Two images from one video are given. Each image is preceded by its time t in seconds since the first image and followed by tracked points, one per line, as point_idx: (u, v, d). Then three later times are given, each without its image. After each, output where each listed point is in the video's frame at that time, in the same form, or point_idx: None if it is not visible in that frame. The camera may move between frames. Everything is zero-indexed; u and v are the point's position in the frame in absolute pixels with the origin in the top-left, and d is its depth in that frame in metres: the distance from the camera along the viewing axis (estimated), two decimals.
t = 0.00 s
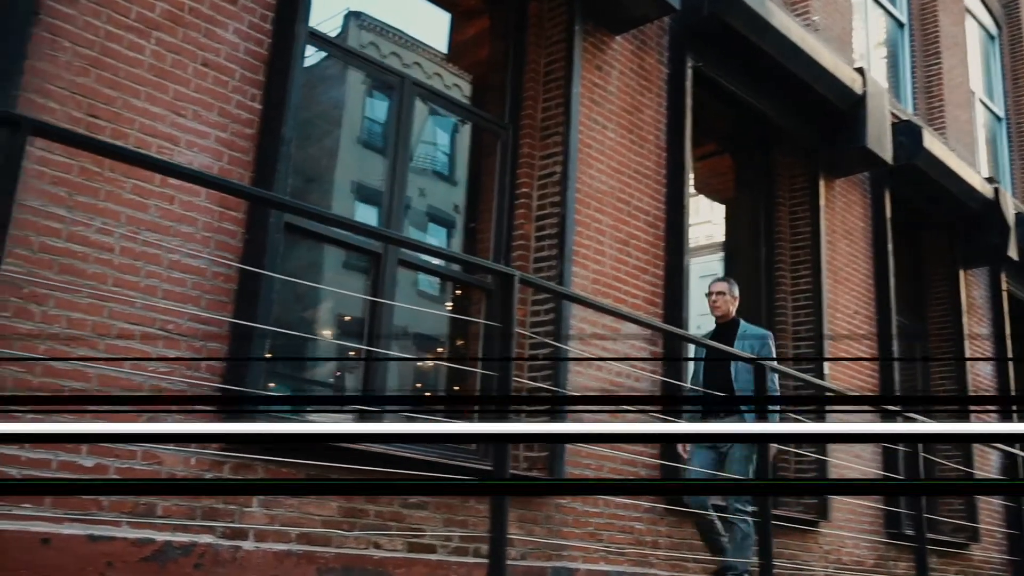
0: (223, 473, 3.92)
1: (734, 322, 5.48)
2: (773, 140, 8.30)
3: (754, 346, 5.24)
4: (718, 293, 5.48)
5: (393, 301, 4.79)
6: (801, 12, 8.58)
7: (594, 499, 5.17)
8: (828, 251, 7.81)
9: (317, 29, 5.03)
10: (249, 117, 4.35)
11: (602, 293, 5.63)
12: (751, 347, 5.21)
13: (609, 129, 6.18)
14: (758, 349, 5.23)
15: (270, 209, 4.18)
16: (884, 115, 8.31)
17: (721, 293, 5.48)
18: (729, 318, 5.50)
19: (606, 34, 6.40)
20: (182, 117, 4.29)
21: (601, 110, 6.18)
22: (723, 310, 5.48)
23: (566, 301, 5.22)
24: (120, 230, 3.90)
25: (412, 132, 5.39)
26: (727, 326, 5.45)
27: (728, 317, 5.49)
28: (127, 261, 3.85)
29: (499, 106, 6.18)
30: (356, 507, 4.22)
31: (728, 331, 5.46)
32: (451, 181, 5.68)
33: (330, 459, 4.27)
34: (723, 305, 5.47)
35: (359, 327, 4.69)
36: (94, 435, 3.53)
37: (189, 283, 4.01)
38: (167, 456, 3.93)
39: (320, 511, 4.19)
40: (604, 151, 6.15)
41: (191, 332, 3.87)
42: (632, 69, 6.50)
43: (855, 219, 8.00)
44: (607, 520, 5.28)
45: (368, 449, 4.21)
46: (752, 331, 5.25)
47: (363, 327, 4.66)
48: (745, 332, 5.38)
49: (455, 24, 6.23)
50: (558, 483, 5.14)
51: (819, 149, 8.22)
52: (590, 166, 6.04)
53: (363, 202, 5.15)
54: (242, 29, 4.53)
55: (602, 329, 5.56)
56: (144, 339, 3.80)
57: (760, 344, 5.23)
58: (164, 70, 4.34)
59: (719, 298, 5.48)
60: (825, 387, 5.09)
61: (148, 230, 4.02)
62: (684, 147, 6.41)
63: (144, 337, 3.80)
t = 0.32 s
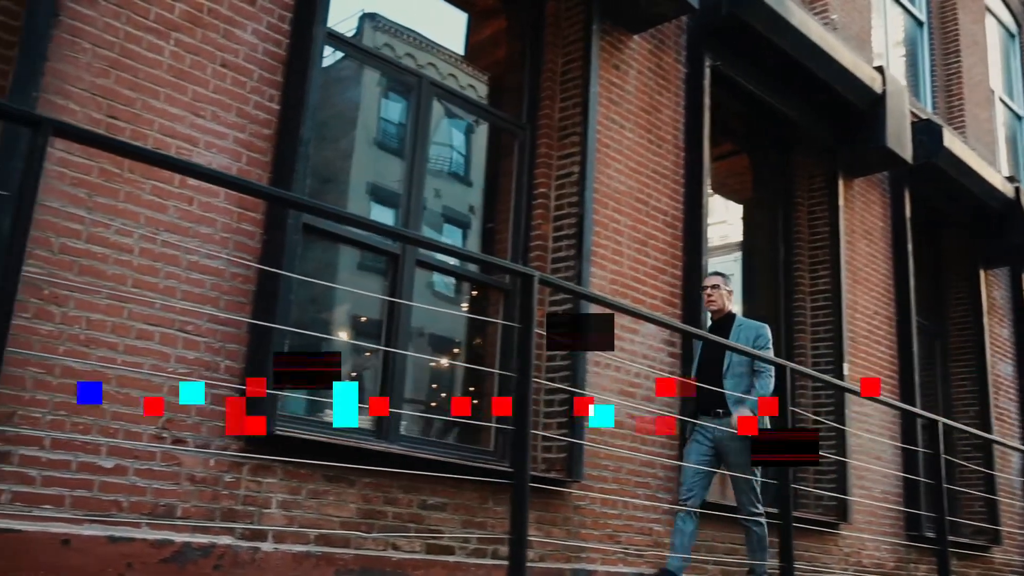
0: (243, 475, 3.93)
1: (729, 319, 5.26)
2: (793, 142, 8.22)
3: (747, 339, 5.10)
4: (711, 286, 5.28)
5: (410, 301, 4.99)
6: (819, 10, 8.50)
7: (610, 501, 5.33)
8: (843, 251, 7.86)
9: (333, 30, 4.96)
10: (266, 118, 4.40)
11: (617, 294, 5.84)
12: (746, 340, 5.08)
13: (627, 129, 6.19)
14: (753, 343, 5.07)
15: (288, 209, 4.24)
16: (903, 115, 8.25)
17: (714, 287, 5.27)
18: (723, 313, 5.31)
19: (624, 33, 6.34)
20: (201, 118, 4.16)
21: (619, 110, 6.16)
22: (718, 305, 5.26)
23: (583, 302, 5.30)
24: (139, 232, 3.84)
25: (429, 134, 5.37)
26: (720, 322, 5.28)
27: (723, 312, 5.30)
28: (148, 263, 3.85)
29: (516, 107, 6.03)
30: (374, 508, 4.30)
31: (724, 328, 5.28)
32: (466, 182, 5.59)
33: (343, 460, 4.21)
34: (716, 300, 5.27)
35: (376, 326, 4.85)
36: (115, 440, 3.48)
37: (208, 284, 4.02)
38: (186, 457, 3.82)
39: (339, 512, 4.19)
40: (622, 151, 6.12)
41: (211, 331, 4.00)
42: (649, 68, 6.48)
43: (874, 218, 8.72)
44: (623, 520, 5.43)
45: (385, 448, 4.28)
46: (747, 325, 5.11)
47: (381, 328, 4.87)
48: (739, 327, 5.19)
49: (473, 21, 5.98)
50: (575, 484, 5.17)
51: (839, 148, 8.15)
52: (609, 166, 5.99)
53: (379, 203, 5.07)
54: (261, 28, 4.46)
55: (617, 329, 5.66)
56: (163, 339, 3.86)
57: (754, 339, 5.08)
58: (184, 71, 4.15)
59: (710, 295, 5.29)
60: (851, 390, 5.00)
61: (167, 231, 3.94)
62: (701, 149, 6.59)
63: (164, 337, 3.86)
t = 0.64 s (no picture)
0: (261, 474, 3.92)
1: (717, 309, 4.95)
2: (810, 140, 8.16)
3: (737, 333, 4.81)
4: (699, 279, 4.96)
5: (428, 300, 4.98)
6: (837, 7, 8.44)
7: (628, 501, 5.32)
8: (861, 249, 7.80)
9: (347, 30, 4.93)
10: (284, 117, 4.39)
11: (635, 292, 5.81)
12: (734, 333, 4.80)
13: (644, 127, 6.15)
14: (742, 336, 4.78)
15: (306, 208, 4.23)
16: (924, 113, 8.14)
17: (702, 280, 4.95)
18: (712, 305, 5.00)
19: (641, 30, 6.30)
20: (219, 116, 4.16)
21: (636, 107, 6.12)
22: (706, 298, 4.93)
23: (600, 301, 5.28)
24: (158, 230, 3.84)
25: (444, 133, 5.33)
26: (709, 314, 4.97)
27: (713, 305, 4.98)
28: (167, 262, 3.85)
29: (532, 105, 6.01)
30: (392, 507, 4.29)
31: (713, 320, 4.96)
32: (481, 181, 5.56)
33: (361, 459, 4.20)
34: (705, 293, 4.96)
35: (393, 326, 4.84)
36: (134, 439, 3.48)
37: (226, 283, 4.02)
38: (205, 456, 3.82)
39: (358, 512, 4.18)
40: (640, 148, 6.09)
41: (229, 330, 4.00)
42: (666, 66, 6.44)
43: (892, 216, 8.66)
44: (642, 520, 5.40)
45: (403, 447, 4.28)
46: (735, 318, 4.81)
47: (398, 327, 4.86)
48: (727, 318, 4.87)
49: (488, 19, 5.96)
50: (592, 483, 5.15)
51: (858, 147, 8.07)
52: (626, 164, 5.95)
53: (393, 202, 5.05)
54: (279, 27, 4.45)
55: (635, 328, 5.65)
56: (182, 338, 3.86)
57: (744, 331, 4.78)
58: (202, 69, 4.14)
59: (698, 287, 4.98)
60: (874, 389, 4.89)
61: (185, 230, 3.93)
62: (718, 146, 6.54)
63: (182, 336, 3.86)
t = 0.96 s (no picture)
0: (278, 477, 3.91)
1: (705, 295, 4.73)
2: (826, 139, 8.12)
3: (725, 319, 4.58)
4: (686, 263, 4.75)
5: (443, 301, 4.97)
6: (853, 4, 8.38)
7: (645, 502, 5.30)
8: (878, 249, 7.75)
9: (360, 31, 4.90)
10: (300, 119, 4.38)
11: (651, 293, 5.78)
12: (724, 320, 4.56)
13: (659, 126, 6.12)
14: (732, 323, 4.54)
15: (322, 209, 4.23)
16: (941, 111, 8.04)
17: (690, 263, 4.74)
18: (701, 290, 4.77)
19: (656, 30, 6.27)
20: (235, 118, 4.15)
21: (651, 107, 6.10)
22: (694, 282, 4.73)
23: (616, 302, 5.25)
24: (174, 233, 3.84)
25: (458, 134, 5.31)
26: (697, 300, 4.76)
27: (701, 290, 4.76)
28: (183, 264, 3.85)
29: (547, 105, 5.99)
30: (409, 510, 4.28)
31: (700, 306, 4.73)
32: (495, 182, 5.53)
33: (377, 462, 4.19)
34: (693, 277, 4.75)
35: (409, 327, 4.83)
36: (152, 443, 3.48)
37: (243, 285, 4.01)
38: (222, 459, 3.82)
39: (374, 514, 4.17)
40: (655, 148, 6.06)
41: (245, 333, 4.00)
42: (682, 65, 6.41)
43: (910, 215, 8.60)
44: (658, 522, 5.38)
45: (419, 449, 4.26)
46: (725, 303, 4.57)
47: (413, 329, 4.84)
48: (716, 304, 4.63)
49: (503, 20, 5.95)
50: (608, 485, 5.13)
51: (875, 146, 8.00)
52: (641, 164, 5.92)
53: (406, 203, 5.02)
54: (294, 28, 4.44)
55: (651, 329, 5.63)
56: (199, 340, 3.86)
57: (734, 317, 4.55)
58: (218, 71, 4.14)
59: (686, 271, 4.77)
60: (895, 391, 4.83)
61: (202, 232, 3.93)
62: (734, 145, 6.50)
63: (199, 339, 3.86)
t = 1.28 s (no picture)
0: (290, 478, 3.90)
1: (695, 285, 4.69)
2: (835, 137, 8.08)
3: (719, 310, 4.53)
4: (677, 253, 4.69)
5: (454, 300, 4.96)
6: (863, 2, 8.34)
7: (656, 503, 5.28)
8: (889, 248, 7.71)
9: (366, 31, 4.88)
10: (310, 118, 4.37)
11: (661, 292, 5.76)
12: (716, 312, 4.53)
13: (670, 125, 6.10)
14: (724, 314, 4.51)
15: (333, 208, 4.21)
16: (953, 109, 7.94)
17: (681, 253, 4.68)
18: (692, 279, 4.72)
19: (666, 28, 6.25)
20: (245, 118, 4.14)
21: (662, 105, 6.07)
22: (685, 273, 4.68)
23: (627, 301, 5.24)
24: (185, 233, 3.83)
25: (466, 134, 5.28)
26: (689, 290, 4.72)
27: (692, 280, 4.71)
28: (194, 264, 3.84)
29: (557, 104, 5.97)
30: (421, 510, 4.27)
31: (693, 297, 4.70)
32: (503, 182, 5.49)
33: (389, 462, 4.18)
34: (685, 266, 4.68)
35: (420, 327, 4.82)
36: (163, 444, 3.48)
37: (254, 285, 4.00)
38: (233, 460, 3.81)
39: (386, 515, 4.16)
40: (666, 147, 6.04)
41: (256, 333, 3.99)
42: (692, 63, 6.39)
43: (920, 213, 8.55)
44: (670, 522, 5.36)
45: (430, 450, 4.24)
46: (716, 295, 4.54)
47: (423, 328, 4.82)
48: (707, 295, 4.60)
49: (512, 19, 5.94)
50: (620, 486, 5.11)
51: (885, 145, 7.95)
52: (652, 163, 5.90)
53: (414, 203, 5.00)
54: (304, 27, 4.43)
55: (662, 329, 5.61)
56: (210, 341, 3.85)
57: (725, 308, 4.52)
58: (229, 71, 4.13)
59: (678, 260, 4.71)
60: (911, 392, 4.78)
61: (213, 232, 3.92)
62: (744, 143, 6.47)
63: (210, 339, 3.85)
